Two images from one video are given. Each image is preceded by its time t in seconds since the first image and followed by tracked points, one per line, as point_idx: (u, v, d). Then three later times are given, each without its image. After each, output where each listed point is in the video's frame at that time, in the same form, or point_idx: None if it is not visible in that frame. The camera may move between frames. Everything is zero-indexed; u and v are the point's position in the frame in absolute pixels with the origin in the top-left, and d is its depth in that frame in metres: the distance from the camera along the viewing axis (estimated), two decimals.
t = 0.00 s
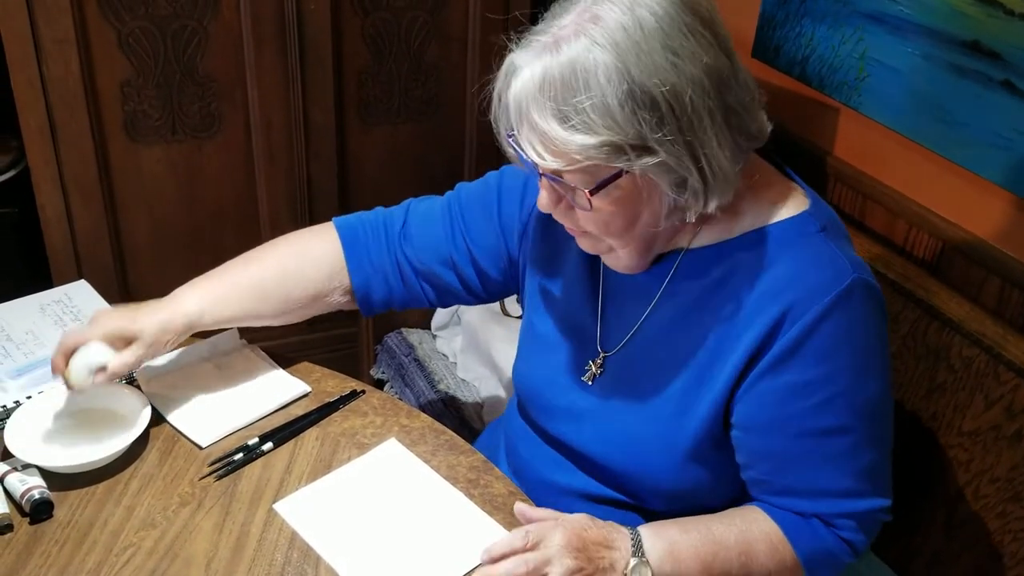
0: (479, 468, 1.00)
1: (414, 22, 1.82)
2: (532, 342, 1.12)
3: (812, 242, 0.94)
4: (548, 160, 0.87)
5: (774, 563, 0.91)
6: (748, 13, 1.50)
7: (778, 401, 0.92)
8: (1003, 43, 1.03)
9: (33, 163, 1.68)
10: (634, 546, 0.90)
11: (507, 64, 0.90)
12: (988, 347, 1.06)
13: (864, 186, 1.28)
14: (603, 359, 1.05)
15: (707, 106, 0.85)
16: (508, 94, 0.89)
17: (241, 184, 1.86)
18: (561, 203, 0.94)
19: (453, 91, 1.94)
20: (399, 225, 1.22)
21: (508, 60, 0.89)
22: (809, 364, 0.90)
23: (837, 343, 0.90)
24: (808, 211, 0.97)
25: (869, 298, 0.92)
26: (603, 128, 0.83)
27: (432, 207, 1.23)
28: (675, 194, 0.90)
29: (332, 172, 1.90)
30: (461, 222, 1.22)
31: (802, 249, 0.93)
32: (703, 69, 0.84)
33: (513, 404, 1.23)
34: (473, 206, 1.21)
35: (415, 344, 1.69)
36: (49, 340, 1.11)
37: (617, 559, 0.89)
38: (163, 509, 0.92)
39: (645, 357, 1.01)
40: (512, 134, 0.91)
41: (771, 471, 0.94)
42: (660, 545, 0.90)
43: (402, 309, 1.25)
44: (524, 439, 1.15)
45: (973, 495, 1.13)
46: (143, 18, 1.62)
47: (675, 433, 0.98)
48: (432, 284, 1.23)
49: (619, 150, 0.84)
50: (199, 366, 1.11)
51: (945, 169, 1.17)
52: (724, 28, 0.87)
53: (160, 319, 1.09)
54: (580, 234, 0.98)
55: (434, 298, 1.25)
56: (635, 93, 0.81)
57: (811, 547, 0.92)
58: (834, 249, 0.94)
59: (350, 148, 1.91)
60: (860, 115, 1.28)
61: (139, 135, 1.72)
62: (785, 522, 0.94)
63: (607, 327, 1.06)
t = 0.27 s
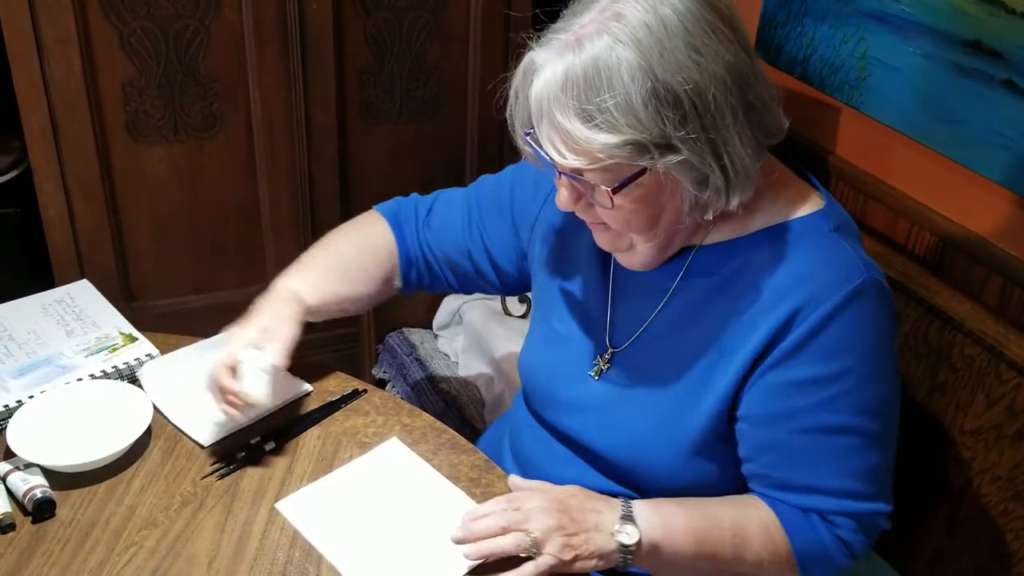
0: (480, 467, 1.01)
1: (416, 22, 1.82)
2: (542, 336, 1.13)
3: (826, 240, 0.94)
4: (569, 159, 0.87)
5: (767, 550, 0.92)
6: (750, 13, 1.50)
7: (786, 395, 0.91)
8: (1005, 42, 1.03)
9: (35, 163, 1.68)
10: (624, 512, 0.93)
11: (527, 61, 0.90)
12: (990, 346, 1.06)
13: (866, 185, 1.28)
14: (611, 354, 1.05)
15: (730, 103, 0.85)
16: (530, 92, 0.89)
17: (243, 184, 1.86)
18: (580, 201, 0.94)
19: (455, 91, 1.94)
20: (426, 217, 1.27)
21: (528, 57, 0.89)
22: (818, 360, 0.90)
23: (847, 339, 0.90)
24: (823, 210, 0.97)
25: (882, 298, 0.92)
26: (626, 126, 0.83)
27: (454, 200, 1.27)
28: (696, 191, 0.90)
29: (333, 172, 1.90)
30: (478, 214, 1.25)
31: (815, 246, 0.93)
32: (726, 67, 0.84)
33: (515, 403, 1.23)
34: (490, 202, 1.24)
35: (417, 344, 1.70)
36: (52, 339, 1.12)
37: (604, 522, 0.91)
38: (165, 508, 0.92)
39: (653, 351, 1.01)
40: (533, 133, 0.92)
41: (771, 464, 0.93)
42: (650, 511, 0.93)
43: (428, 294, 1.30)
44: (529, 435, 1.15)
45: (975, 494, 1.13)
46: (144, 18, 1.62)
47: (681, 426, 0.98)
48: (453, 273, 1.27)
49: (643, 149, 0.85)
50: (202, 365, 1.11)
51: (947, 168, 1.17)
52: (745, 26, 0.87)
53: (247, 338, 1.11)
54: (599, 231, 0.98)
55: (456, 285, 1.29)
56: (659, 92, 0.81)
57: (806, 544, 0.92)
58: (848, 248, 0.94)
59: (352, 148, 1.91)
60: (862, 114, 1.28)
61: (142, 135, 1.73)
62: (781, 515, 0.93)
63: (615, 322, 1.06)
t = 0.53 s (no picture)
0: (480, 466, 1.01)
1: (416, 21, 1.82)
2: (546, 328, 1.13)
3: (827, 235, 0.94)
4: (576, 161, 0.87)
5: (740, 544, 0.90)
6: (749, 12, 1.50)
7: (777, 385, 0.91)
8: (1005, 40, 1.03)
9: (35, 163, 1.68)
10: (589, 501, 0.92)
11: (534, 62, 0.90)
12: (990, 345, 1.07)
13: (866, 185, 1.28)
14: (610, 350, 1.05)
15: (736, 104, 0.85)
16: (537, 94, 0.89)
17: (244, 183, 1.86)
18: (587, 201, 0.94)
19: (454, 90, 1.94)
20: (439, 230, 1.27)
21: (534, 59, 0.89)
22: (810, 351, 0.90)
23: (843, 330, 0.90)
24: (828, 205, 0.97)
25: (881, 296, 0.92)
26: (634, 129, 0.83)
27: (464, 210, 1.27)
28: (703, 192, 0.90)
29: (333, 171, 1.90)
30: (488, 223, 1.25)
31: (817, 238, 0.94)
32: (733, 68, 0.84)
33: (515, 402, 1.23)
34: (499, 209, 1.24)
35: (416, 344, 1.66)
36: (52, 339, 1.11)
37: (566, 513, 0.91)
38: (165, 507, 0.92)
39: (652, 342, 1.01)
40: (539, 134, 0.92)
41: (756, 452, 0.93)
42: (618, 500, 0.92)
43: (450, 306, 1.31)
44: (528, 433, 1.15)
45: (975, 493, 1.13)
46: (144, 18, 1.62)
47: (681, 419, 0.98)
48: (471, 286, 1.27)
49: (651, 151, 0.84)
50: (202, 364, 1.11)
51: (947, 168, 1.17)
52: (751, 26, 0.87)
53: (360, 369, 1.08)
54: (606, 231, 0.98)
55: (475, 298, 1.29)
56: (666, 94, 0.81)
57: (781, 537, 0.91)
58: (850, 245, 0.94)
59: (352, 147, 1.91)
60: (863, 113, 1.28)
61: (141, 135, 1.72)
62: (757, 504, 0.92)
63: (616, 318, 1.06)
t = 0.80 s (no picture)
0: (480, 460, 1.00)
1: (415, 16, 1.82)
2: (546, 322, 1.12)
3: (829, 224, 0.93)
4: (577, 153, 0.86)
5: (746, 540, 0.90)
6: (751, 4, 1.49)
7: (780, 377, 0.91)
8: (1010, 31, 1.03)
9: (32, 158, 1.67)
10: (591, 504, 0.92)
11: (532, 56, 0.89)
12: (996, 339, 1.06)
13: (870, 178, 1.27)
14: (611, 345, 1.04)
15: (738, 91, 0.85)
16: (536, 87, 0.88)
17: (242, 179, 1.85)
18: (589, 195, 0.93)
19: (453, 85, 1.94)
20: (436, 220, 1.27)
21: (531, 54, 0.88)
22: (814, 341, 0.89)
23: (846, 319, 0.89)
24: (828, 194, 0.97)
25: (884, 283, 0.91)
26: (637, 118, 0.82)
27: (461, 204, 1.26)
28: (707, 178, 0.89)
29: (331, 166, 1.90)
30: (484, 216, 1.24)
31: (818, 226, 0.93)
32: (732, 54, 0.84)
33: (515, 397, 1.22)
34: (496, 201, 1.23)
35: (415, 339, 1.66)
36: (49, 333, 1.11)
37: (568, 518, 0.90)
38: (162, 501, 0.91)
39: (654, 335, 1.01)
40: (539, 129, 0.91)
41: (761, 444, 0.92)
42: (621, 503, 0.92)
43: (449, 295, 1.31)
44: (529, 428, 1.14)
45: (980, 488, 1.13)
46: (142, 13, 1.61)
47: (684, 413, 0.97)
48: (468, 277, 1.28)
49: (654, 140, 0.84)
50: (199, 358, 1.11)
51: (952, 162, 1.17)
52: (746, 13, 0.87)
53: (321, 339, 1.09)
54: (607, 224, 0.97)
55: (472, 288, 1.29)
56: (668, 81, 0.81)
57: (787, 531, 0.90)
58: (852, 232, 0.93)
59: (350, 143, 1.91)
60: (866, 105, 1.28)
61: (139, 130, 1.72)
62: (760, 498, 0.92)
63: (616, 312, 1.05)
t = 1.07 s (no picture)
0: (489, 453, 0.98)
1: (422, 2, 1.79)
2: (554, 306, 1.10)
3: (841, 207, 0.89)
4: (586, 130, 0.84)
5: (717, 530, 0.87)
6: None
7: (779, 359, 0.87)
8: None
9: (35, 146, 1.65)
10: (555, 493, 0.91)
11: (543, 30, 0.87)
12: (1015, 329, 1.04)
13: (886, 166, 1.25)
14: (615, 330, 1.02)
15: (753, 71, 0.82)
16: (546, 62, 0.86)
17: (247, 168, 1.83)
18: (598, 174, 0.90)
19: (462, 73, 1.91)
20: (451, 242, 1.23)
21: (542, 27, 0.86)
22: (815, 324, 0.86)
23: (851, 303, 0.85)
24: (845, 176, 0.93)
25: (896, 270, 0.87)
26: (648, 95, 0.79)
27: (474, 219, 1.23)
28: (718, 161, 0.86)
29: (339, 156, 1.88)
30: (500, 222, 1.21)
31: (831, 208, 0.89)
32: (748, 31, 0.81)
33: (523, 389, 1.20)
34: (511, 207, 1.20)
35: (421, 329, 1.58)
36: (50, 322, 1.09)
37: (532, 506, 0.89)
38: (165, 494, 0.89)
39: (658, 316, 0.98)
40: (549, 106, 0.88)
41: (753, 426, 0.89)
42: (587, 492, 0.90)
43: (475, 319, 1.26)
44: (536, 417, 1.12)
45: (998, 482, 1.10)
46: None
47: (690, 398, 0.94)
48: (493, 291, 1.23)
49: (665, 118, 0.81)
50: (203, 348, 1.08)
51: (964, 146, 1.14)
52: None
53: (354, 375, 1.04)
54: (616, 207, 0.94)
55: (499, 303, 1.25)
56: (681, 57, 0.78)
57: (763, 518, 0.87)
58: (867, 218, 0.89)
59: (357, 132, 1.88)
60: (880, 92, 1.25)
61: (143, 118, 1.69)
62: (739, 484, 0.89)
63: (623, 296, 1.03)
